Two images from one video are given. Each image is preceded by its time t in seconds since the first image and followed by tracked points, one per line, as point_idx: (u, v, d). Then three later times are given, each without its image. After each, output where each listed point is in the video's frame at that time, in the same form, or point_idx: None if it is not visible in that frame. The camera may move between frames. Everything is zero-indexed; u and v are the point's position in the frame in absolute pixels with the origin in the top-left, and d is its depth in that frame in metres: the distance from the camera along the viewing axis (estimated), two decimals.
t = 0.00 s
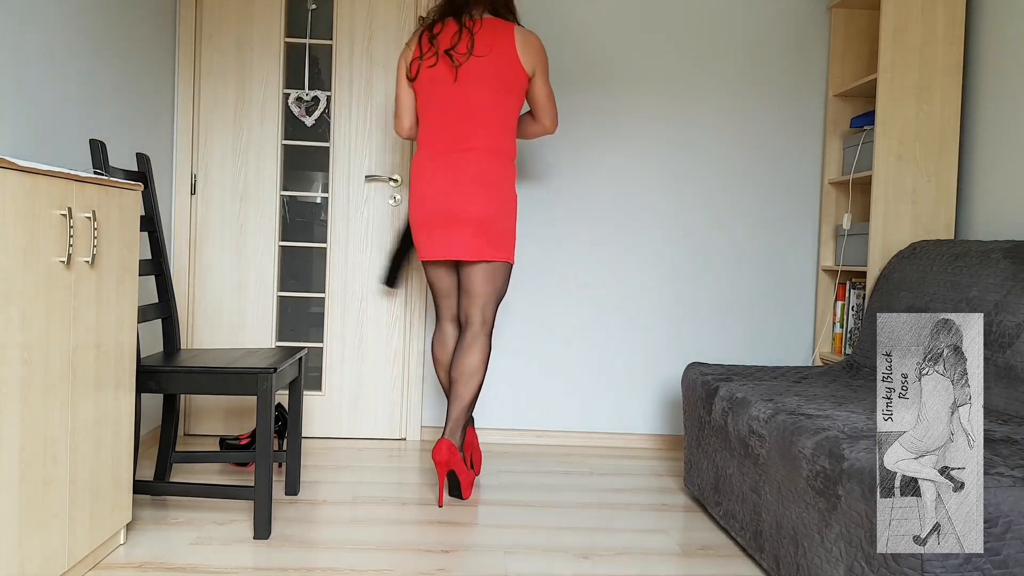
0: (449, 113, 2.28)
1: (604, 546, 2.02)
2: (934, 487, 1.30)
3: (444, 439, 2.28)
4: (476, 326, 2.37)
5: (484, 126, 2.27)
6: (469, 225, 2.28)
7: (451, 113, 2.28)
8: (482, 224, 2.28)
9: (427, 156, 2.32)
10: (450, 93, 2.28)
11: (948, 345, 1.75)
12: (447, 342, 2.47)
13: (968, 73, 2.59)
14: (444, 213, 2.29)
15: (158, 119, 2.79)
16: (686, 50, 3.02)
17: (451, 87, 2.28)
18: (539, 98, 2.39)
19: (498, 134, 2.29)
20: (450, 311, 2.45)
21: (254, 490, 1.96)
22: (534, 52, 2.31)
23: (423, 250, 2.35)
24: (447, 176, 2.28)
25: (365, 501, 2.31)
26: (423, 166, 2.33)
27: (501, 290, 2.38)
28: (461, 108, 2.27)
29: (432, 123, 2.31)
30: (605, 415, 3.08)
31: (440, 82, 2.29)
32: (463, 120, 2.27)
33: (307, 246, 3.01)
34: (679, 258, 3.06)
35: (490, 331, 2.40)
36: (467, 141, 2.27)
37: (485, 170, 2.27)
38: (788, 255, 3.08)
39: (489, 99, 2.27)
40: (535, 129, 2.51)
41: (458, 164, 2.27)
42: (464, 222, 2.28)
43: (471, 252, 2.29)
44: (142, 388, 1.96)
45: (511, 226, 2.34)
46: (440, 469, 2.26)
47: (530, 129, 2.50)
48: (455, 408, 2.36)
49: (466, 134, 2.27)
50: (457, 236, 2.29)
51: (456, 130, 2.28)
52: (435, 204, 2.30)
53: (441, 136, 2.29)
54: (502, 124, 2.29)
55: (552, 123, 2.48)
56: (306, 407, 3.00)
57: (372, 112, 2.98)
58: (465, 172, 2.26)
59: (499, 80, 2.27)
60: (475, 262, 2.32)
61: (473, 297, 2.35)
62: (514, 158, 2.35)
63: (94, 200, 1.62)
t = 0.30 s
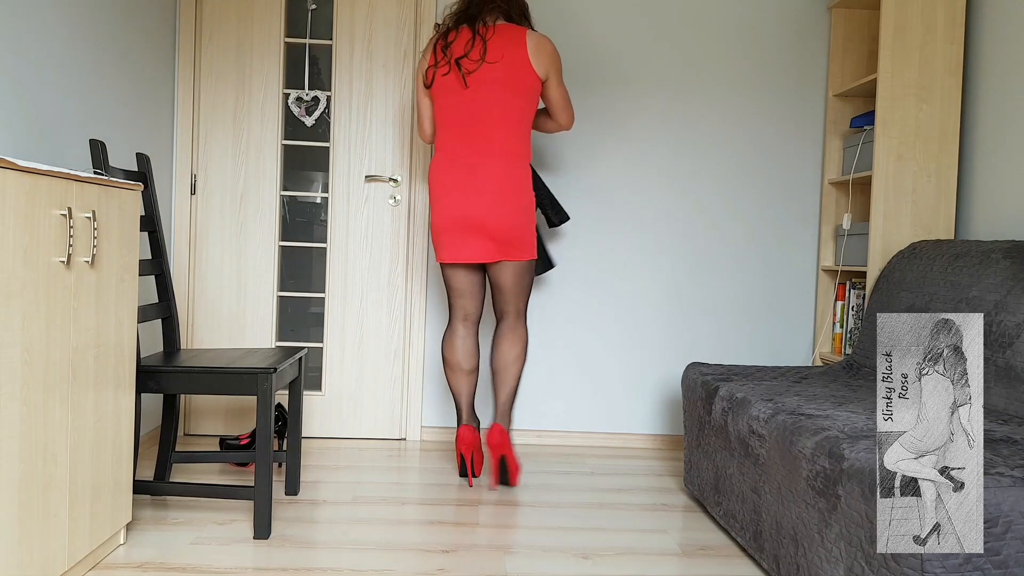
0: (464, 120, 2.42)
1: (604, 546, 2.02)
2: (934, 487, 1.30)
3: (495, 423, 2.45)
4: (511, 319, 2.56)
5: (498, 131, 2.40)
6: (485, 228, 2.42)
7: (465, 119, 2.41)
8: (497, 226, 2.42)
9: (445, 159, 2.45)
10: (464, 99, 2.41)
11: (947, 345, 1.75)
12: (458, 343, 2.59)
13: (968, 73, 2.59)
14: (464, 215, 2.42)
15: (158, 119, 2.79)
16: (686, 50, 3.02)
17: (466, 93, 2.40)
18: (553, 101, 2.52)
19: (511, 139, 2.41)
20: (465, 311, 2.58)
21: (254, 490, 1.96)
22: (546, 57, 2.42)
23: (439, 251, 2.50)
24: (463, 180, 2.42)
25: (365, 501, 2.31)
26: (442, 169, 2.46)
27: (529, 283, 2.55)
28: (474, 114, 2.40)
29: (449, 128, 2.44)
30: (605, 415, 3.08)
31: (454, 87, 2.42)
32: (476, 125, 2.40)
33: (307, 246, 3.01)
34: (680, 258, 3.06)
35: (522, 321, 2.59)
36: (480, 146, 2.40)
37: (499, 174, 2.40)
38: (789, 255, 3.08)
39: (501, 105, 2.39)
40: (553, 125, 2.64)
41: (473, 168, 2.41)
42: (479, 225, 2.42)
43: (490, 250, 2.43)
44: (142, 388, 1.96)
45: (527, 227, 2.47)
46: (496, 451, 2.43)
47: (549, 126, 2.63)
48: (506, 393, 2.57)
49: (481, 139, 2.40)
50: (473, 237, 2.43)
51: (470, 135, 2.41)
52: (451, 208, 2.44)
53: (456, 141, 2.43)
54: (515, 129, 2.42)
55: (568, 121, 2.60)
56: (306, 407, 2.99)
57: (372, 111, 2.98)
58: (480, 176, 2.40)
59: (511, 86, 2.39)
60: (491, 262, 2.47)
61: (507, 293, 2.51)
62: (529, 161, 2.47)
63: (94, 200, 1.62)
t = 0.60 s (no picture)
0: (490, 120, 2.47)
1: (604, 546, 2.02)
2: (934, 487, 1.30)
3: (529, 427, 2.55)
4: (532, 322, 2.62)
5: (524, 132, 2.47)
6: (513, 229, 2.48)
7: (492, 120, 2.47)
8: (524, 226, 2.49)
9: (471, 158, 2.51)
10: (491, 99, 2.46)
11: (947, 345, 1.75)
12: (469, 341, 2.62)
13: (968, 73, 2.59)
14: (489, 215, 2.49)
15: (158, 119, 2.79)
16: (686, 50, 3.02)
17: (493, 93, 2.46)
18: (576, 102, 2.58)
19: (536, 140, 2.48)
20: (479, 309, 2.62)
21: (254, 490, 1.96)
22: (571, 59, 2.47)
23: (463, 250, 2.55)
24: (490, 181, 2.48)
25: (364, 500, 2.31)
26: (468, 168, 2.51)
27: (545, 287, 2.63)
28: (501, 115, 2.46)
29: (474, 129, 2.50)
30: (605, 414, 3.08)
31: (481, 88, 2.47)
32: (504, 126, 2.47)
33: (307, 246, 3.01)
34: (680, 259, 3.06)
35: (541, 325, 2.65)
36: (508, 147, 2.47)
37: (526, 175, 2.47)
38: (788, 255, 3.08)
39: (528, 107, 2.46)
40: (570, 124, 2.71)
41: (500, 169, 2.47)
42: (506, 225, 2.48)
43: (515, 251, 2.50)
44: (142, 388, 1.96)
45: (551, 227, 2.55)
46: (530, 454, 2.51)
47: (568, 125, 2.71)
48: (529, 400, 2.62)
49: (508, 139, 2.47)
50: (499, 237, 2.50)
51: (497, 136, 2.47)
52: (478, 208, 2.50)
53: (482, 142, 2.49)
54: (541, 130, 2.49)
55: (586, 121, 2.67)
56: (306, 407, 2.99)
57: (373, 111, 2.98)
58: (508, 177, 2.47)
59: (537, 87, 2.45)
60: (517, 261, 2.53)
61: (526, 294, 2.59)
62: (552, 162, 2.55)
63: (94, 200, 1.62)
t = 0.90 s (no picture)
0: (512, 119, 2.48)
1: (604, 546, 2.02)
2: (934, 487, 1.30)
3: (534, 427, 2.53)
4: (542, 321, 2.64)
5: (547, 132, 2.49)
6: (536, 227, 2.50)
7: (518, 119, 2.48)
8: (550, 224, 2.51)
9: (491, 157, 2.50)
10: (515, 98, 2.47)
11: (947, 345, 1.75)
12: (487, 341, 2.64)
13: (968, 73, 2.59)
14: (511, 213, 2.49)
15: (158, 119, 2.79)
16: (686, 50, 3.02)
17: (517, 91, 2.47)
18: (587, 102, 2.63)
19: (558, 139, 2.51)
20: (493, 310, 2.63)
21: (254, 490, 1.96)
22: (586, 59, 2.53)
23: (487, 252, 2.53)
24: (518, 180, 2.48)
25: (364, 501, 2.31)
26: (488, 166, 2.50)
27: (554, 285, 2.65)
28: (526, 114, 2.47)
29: (494, 127, 2.50)
30: (605, 414, 3.08)
31: (507, 86, 2.47)
32: (529, 126, 2.48)
33: (307, 246, 3.01)
34: (680, 259, 3.06)
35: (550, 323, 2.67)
36: (534, 146, 2.48)
37: (550, 174, 2.49)
38: (787, 255, 3.08)
39: (553, 106, 2.49)
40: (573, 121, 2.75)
41: (527, 168, 2.48)
42: (534, 224, 2.49)
43: (536, 249, 2.51)
44: (142, 388, 1.96)
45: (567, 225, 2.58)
46: (532, 453, 2.50)
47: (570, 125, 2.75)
48: (535, 399, 2.63)
49: (535, 139, 2.48)
50: (525, 237, 2.50)
51: (522, 135, 2.48)
52: (505, 208, 2.49)
53: (507, 142, 2.49)
54: (562, 130, 2.52)
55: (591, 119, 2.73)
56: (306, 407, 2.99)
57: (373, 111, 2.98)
58: (535, 176, 2.48)
59: (560, 87, 2.49)
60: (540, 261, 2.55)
61: (538, 293, 2.61)
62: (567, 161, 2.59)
63: (94, 200, 1.62)
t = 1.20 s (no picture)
0: (509, 118, 2.48)
1: (604, 546, 2.02)
2: (934, 487, 1.30)
3: (534, 427, 2.54)
4: (541, 320, 2.64)
5: (544, 130, 2.50)
6: (536, 225, 2.50)
7: (516, 117, 2.48)
8: (551, 222, 2.51)
9: (489, 157, 2.50)
10: (510, 97, 2.47)
11: (947, 345, 1.75)
12: (486, 342, 2.63)
13: (968, 73, 2.59)
14: (511, 211, 2.49)
15: (158, 119, 2.79)
16: (686, 50, 3.02)
17: (513, 91, 2.47)
18: (583, 102, 2.65)
19: (556, 136, 2.52)
20: (493, 310, 2.63)
21: (254, 490, 1.96)
22: (579, 58, 2.54)
23: (488, 251, 2.53)
24: (518, 178, 2.48)
25: (364, 501, 2.31)
26: (486, 167, 2.50)
27: (553, 284, 2.65)
28: (523, 112, 2.48)
29: (492, 127, 2.50)
30: (605, 414, 3.08)
31: (503, 85, 2.48)
32: (527, 124, 2.48)
33: (307, 246, 3.01)
34: (680, 259, 3.06)
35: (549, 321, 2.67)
36: (532, 144, 2.49)
37: (549, 171, 2.49)
38: (787, 255, 3.08)
39: (550, 104, 2.50)
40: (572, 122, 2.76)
41: (526, 165, 2.48)
42: (535, 221, 2.50)
43: (537, 246, 2.51)
44: (142, 388, 1.97)
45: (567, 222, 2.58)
46: (532, 453, 2.50)
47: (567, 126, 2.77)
48: (534, 399, 2.63)
49: (533, 136, 2.49)
50: (526, 234, 2.50)
51: (520, 133, 2.48)
52: (506, 205, 2.49)
53: (506, 140, 2.49)
54: (559, 127, 2.53)
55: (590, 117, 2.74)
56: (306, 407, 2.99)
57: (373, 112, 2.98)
58: (535, 174, 2.48)
59: (556, 85, 2.50)
60: (541, 258, 2.55)
61: (536, 292, 2.61)
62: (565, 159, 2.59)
63: (93, 200, 1.62)
